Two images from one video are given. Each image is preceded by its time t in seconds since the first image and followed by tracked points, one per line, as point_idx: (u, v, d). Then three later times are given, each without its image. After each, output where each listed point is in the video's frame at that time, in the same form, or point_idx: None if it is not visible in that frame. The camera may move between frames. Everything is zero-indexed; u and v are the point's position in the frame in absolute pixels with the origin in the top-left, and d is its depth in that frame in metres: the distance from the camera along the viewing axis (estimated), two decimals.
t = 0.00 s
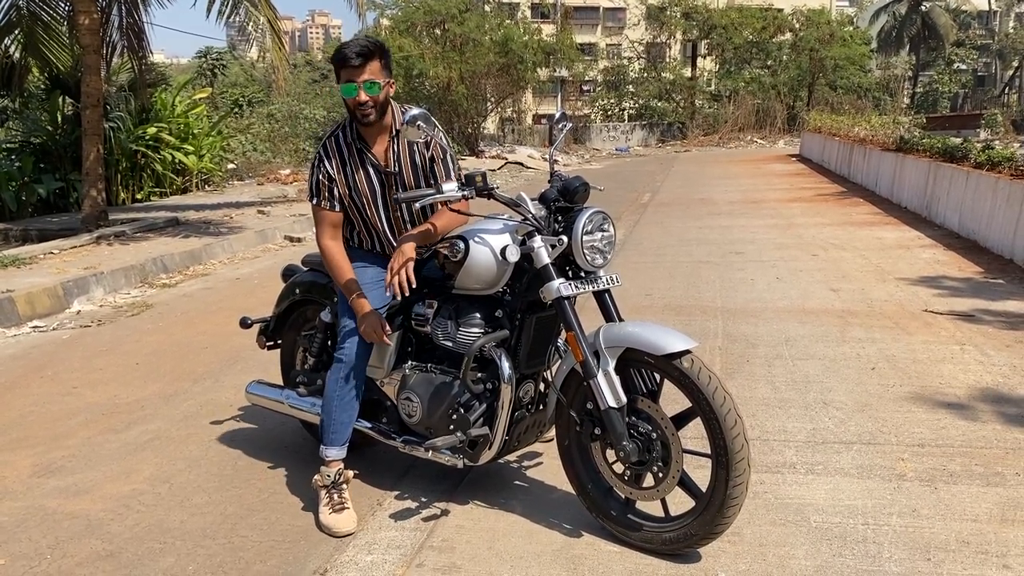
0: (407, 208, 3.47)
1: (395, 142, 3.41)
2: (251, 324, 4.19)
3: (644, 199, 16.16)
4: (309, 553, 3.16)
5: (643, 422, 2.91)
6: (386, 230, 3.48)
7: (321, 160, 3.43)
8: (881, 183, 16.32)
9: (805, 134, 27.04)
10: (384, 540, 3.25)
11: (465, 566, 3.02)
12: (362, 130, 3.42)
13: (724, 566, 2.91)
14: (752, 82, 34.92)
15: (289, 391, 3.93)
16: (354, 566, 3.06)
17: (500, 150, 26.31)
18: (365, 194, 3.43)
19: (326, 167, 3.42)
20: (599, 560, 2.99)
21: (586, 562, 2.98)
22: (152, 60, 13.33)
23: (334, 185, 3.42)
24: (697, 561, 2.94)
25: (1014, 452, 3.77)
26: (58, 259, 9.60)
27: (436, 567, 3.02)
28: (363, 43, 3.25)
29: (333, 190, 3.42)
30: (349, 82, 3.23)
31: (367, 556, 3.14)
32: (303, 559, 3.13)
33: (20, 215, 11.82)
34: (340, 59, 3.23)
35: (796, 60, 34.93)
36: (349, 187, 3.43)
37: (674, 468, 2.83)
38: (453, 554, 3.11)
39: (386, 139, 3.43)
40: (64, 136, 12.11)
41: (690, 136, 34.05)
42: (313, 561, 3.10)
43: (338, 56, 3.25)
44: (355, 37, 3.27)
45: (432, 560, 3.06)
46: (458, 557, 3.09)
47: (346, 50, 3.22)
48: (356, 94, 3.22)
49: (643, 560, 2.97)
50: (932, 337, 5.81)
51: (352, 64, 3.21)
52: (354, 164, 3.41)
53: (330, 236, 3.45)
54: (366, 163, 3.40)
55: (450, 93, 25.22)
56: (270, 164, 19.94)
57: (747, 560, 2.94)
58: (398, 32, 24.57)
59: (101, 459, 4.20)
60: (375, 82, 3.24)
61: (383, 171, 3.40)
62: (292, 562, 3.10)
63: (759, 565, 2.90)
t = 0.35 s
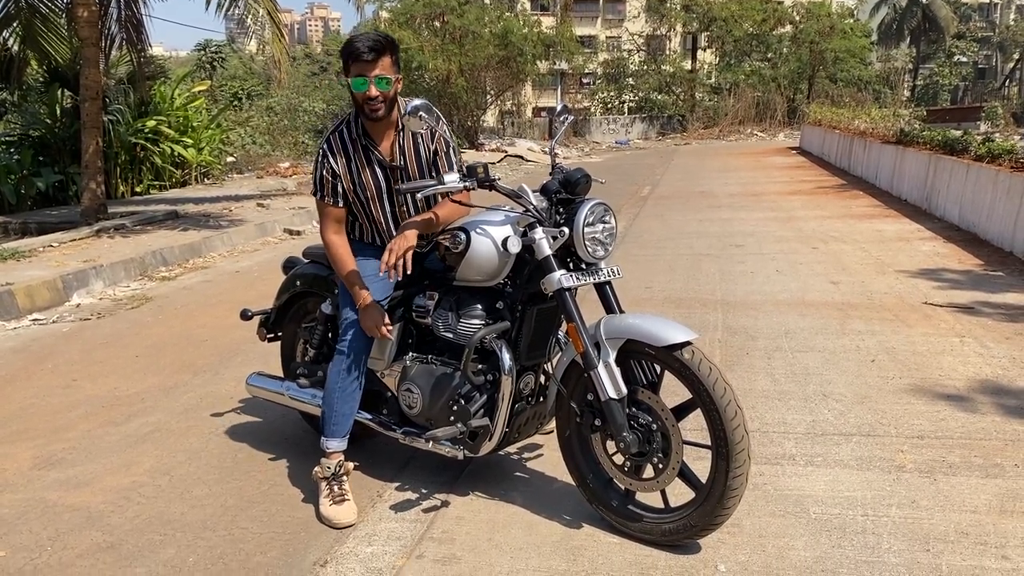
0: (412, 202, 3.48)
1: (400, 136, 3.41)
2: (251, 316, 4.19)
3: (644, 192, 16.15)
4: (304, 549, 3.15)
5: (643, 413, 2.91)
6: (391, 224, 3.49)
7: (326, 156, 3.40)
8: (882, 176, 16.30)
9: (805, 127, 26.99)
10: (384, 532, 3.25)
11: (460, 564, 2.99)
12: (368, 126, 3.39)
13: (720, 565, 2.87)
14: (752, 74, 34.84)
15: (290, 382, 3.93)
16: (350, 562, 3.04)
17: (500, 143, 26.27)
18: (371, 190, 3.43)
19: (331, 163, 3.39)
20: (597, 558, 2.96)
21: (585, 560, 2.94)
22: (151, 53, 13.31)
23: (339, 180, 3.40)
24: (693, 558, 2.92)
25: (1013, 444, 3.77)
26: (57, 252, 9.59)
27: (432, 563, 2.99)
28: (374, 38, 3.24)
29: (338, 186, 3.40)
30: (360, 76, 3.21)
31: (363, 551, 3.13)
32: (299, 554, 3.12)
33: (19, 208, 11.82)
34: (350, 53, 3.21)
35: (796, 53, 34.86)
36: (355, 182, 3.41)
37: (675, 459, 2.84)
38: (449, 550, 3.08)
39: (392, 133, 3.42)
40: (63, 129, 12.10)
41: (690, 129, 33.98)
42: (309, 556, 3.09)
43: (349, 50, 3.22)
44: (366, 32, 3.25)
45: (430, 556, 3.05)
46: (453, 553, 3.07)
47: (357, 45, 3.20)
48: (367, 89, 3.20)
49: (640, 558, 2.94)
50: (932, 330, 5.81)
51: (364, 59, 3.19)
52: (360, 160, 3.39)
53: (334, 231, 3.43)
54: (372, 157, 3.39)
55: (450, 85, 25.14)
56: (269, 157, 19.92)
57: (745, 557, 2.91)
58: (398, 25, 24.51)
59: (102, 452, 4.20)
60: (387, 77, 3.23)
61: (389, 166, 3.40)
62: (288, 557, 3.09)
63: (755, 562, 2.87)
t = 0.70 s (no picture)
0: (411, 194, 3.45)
1: (402, 126, 3.39)
2: (251, 306, 4.17)
3: (641, 182, 16.15)
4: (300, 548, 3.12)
5: (646, 402, 2.91)
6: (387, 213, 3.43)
7: (324, 139, 3.37)
8: (879, 166, 16.31)
9: (801, 117, 26.97)
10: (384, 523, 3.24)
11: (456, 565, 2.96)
12: (371, 114, 3.36)
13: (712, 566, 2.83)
14: (749, 65, 34.82)
15: (290, 372, 3.92)
16: (345, 564, 3.00)
17: (496, 134, 26.24)
18: (368, 178, 3.39)
19: (328, 146, 3.36)
20: (596, 558, 2.93)
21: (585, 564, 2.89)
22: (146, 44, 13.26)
23: (335, 166, 3.37)
24: (689, 556, 2.89)
25: (1012, 433, 3.77)
26: (53, 244, 9.56)
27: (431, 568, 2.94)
28: (384, 26, 3.22)
29: (332, 169, 3.38)
30: (366, 62, 3.18)
31: (360, 551, 3.09)
32: (298, 552, 3.10)
33: (14, 200, 11.78)
34: (359, 39, 3.19)
35: (793, 43, 34.85)
36: (352, 169, 3.38)
37: (677, 448, 2.84)
38: (447, 552, 3.04)
39: (395, 123, 3.39)
40: (58, 120, 12.05)
41: (687, 119, 33.94)
42: (305, 556, 3.07)
43: (357, 36, 3.21)
44: (376, 20, 3.23)
45: (429, 558, 3.01)
46: (452, 556, 3.03)
47: (366, 32, 3.18)
48: (373, 76, 3.18)
49: (636, 559, 2.90)
50: (930, 320, 5.82)
51: (372, 45, 3.17)
52: (359, 146, 3.36)
53: (325, 213, 3.41)
54: (371, 145, 3.36)
55: (446, 76, 25.06)
56: (265, 149, 19.89)
57: (738, 555, 2.88)
58: (393, 16, 24.44)
59: (100, 443, 4.19)
60: (394, 66, 3.21)
61: (389, 155, 3.37)
62: (286, 556, 3.08)
63: (753, 557, 2.84)
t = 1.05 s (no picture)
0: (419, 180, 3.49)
1: (416, 112, 3.42)
2: (248, 298, 4.14)
3: (634, 173, 16.12)
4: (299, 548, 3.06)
5: (651, 393, 2.88)
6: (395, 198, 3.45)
7: (338, 121, 3.33)
8: (872, 156, 16.32)
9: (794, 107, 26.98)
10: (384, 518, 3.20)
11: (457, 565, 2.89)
12: (387, 99, 3.37)
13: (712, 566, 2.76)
14: (740, 55, 34.82)
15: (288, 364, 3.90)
16: (342, 564, 2.94)
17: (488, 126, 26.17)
18: (380, 162, 3.39)
19: (343, 128, 3.33)
20: (597, 557, 2.87)
21: (589, 564, 2.82)
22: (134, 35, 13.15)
23: (349, 148, 3.34)
24: (692, 556, 2.83)
25: (1015, 423, 3.75)
26: (43, 236, 9.47)
27: (432, 567, 2.87)
28: (406, 10, 3.21)
29: (346, 152, 3.33)
30: (387, 47, 3.18)
31: (360, 551, 3.02)
32: (294, 548, 3.06)
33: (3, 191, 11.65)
34: (381, 23, 3.18)
35: (784, 34, 34.88)
36: (365, 153, 3.37)
37: (682, 440, 2.82)
38: (447, 552, 2.97)
39: (408, 109, 3.42)
40: (46, 112, 11.93)
41: (678, 110, 33.91)
42: (302, 555, 3.01)
43: (379, 19, 3.18)
44: (397, 4, 3.22)
45: (426, 558, 2.93)
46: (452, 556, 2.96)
47: (389, 16, 3.17)
48: (395, 62, 3.18)
49: (638, 559, 2.83)
50: (928, 309, 5.80)
51: (394, 29, 3.16)
52: (373, 131, 3.36)
53: (332, 197, 3.36)
54: (386, 129, 3.37)
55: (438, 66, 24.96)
56: (256, 140, 19.78)
57: (739, 555, 2.81)
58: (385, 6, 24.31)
59: (94, 438, 4.13)
60: (415, 53, 3.20)
61: (403, 141, 3.40)
62: (285, 555, 3.02)
63: (762, 552, 2.80)
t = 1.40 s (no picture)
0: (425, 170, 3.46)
1: (423, 99, 3.41)
2: (244, 291, 4.08)
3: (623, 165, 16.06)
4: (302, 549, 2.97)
5: (664, 386, 2.83)
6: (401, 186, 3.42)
7: (345, 105, 3.29)
8: (860, 147, 16.33)
9: (780, 98, 27.00)
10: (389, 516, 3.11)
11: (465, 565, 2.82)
12: (393, 84, 3.34)
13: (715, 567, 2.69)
14: (726, 47, 34.80)
15: (285, 359, 3.83)
16: (345, 565, 2.86)
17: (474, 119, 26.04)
18: (387, 148, 3.36)
19: (350, 112, 3.29)
20: (599, 558, 2.80)
21: (595, 565, 2.75)
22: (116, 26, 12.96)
23: (355, 132, 3.30)
24: (696, 557, 2.76)
25: None
26: (25, 231, 9.28)
27: (439, 568, 2.80)
28: None
29: (352, 136, 3.30)
30: (395, 28, 3.18)
31: (362, 551, 2.94)
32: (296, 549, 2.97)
33: None
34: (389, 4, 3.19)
35: (769, 25, 34.93)
36: (372, 138, 3.33)
37: (697, 434, 2.77)
38: (448, 552, 2.90)
39: (414, 96, 3.40)
40: (26, 104, 11.72)
41: (664, 101, 33.85)
42: (303, 556, 2.92)
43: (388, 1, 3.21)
44: None
45: (431, 558, 2.86)
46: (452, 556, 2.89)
47: None
48: (404, 42, 3.18)
49: (646, 559, 2.76)
50: (928, 299, 5.77)
51: (403, 10, 3.18)
52: (381, 116, 3.33)
53: (339, 185, 3.30)
54: (393, 114, 3.35)
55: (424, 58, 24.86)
56: (240, 133, 19.58)
57: (744, 555, 2.74)
58: None
59: (84, 438, 4.02)
60: (425, 34, 3.21)
61: (410, 127, 3.37)
62: (286, 556, 2.93)
63: (777, 549, 2.73)
